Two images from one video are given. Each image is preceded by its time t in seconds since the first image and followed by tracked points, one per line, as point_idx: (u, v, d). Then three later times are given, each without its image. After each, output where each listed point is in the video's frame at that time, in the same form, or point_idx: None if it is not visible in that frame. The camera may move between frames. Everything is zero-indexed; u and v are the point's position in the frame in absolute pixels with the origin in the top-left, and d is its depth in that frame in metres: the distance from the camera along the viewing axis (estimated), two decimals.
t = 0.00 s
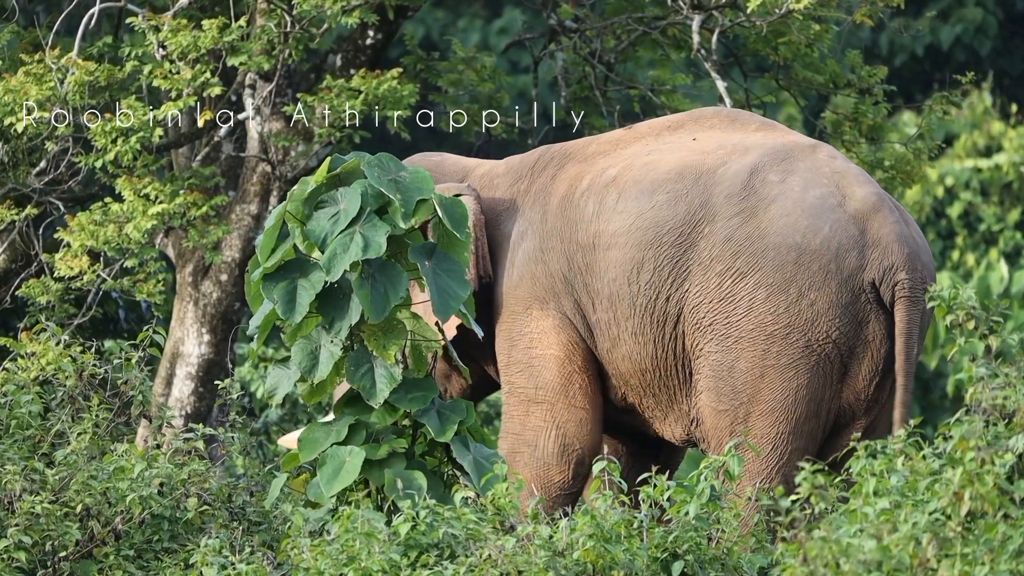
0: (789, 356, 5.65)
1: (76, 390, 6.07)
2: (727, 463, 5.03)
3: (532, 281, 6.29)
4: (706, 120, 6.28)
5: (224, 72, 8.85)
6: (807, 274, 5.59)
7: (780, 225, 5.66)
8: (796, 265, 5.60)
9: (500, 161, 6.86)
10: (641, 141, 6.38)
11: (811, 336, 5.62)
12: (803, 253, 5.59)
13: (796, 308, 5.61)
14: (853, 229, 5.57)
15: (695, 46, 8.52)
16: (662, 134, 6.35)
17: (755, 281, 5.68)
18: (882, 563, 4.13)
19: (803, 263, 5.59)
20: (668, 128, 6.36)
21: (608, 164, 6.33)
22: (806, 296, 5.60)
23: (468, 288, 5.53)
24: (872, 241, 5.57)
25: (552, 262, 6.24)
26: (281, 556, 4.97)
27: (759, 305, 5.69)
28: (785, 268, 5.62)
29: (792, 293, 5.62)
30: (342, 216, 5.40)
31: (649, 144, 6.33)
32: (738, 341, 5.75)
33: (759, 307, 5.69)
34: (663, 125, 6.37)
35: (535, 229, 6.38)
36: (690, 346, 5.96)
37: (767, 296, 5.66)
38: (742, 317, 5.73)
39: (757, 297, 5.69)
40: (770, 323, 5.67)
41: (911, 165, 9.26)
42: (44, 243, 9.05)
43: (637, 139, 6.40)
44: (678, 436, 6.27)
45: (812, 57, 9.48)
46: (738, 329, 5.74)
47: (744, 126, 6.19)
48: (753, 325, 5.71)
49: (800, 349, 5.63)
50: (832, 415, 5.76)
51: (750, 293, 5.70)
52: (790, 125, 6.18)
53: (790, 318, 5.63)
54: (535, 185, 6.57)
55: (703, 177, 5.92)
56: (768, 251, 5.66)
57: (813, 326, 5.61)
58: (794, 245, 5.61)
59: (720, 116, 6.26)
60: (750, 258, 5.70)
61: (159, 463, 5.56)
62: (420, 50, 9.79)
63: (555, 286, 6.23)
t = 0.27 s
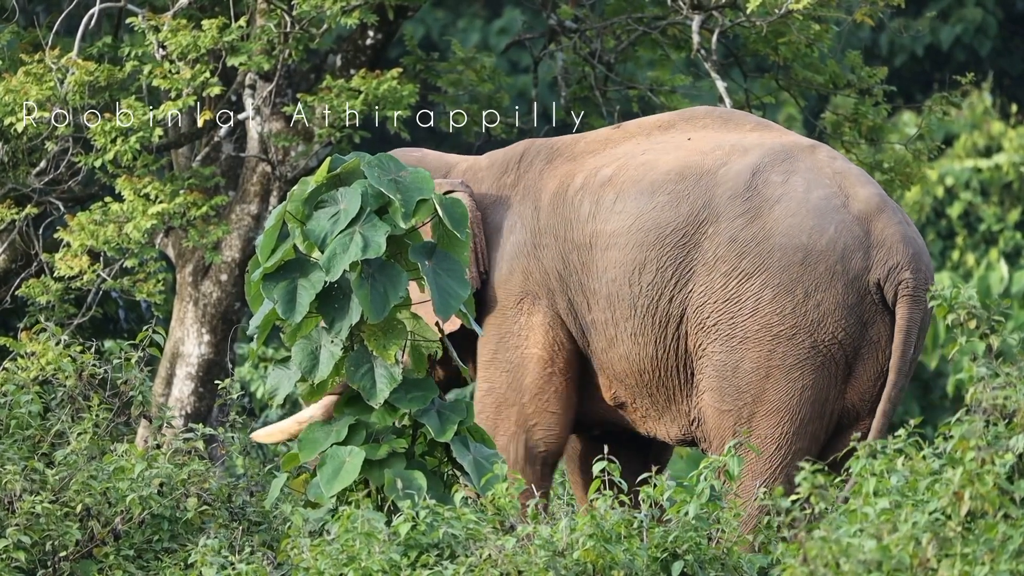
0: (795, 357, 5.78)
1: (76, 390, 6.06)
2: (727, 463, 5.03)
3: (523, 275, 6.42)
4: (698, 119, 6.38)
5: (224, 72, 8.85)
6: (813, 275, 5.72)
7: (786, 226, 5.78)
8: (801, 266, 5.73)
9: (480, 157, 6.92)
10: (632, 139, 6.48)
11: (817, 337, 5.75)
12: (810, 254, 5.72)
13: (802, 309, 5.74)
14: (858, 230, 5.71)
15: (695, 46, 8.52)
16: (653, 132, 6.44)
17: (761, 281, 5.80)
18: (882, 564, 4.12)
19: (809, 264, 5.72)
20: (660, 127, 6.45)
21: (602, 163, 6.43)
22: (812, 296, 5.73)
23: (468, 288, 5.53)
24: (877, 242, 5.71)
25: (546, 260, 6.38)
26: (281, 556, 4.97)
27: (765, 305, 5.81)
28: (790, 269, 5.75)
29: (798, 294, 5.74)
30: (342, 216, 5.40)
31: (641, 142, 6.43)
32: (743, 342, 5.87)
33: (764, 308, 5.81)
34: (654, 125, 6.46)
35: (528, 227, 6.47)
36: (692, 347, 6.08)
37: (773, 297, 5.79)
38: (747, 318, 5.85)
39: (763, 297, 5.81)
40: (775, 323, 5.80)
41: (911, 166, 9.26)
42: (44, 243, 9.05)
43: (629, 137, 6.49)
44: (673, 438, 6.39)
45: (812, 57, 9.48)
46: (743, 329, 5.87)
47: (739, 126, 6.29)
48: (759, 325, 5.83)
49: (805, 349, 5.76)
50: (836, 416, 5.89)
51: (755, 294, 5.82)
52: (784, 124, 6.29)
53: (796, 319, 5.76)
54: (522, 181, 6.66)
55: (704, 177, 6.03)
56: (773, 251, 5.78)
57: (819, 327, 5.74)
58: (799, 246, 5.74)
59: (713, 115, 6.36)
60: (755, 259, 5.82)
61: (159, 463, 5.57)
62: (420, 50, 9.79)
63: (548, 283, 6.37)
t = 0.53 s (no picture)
0: (800, 356, 5.81)
1: (76, 390, 6.05)
2: (727, 463, 5.03)
3: (508, 269, 6.37)
4: (684, 117, 6.38)
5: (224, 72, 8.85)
6: (817, 274, 5.76)
7: (789, 225, 5.81)
8: (806, 266, 5.77)
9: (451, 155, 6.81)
10: (617, 135, 6.45)
11: (822, 336, 5.79)
12: (814, 253, 5.76)
13: (807, 309, 5.78)
14: (861, 230, 5.77)
15: (695, 46, 8.52)
16: (638, 130, 6.42)
17: (765, 281, 5.83)
18: (881, 564, 4.13)
19: (813, 264, 5.76)
20: (645, 124, 6.43)
21: (589, 160, 6.38)
22: (817, 296, 5.77)
23: (467, 288, 5.54)
24: (879, 242, 5.78)
25: (535, 256, 6.34)
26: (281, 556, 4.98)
27: (769, 305, 5.84)
28: (795, 269, 5.78)
29: (803, 294, 5.78)
30: (342, 216, 5.40)
31: (628, 138, 6.40)
32: (746, 342, 5.89)
33: (769, 308, 5.84)
34: (639, 122, 6.43)
35: (512, 223, 6.40)
36: (691, 346, 6.09)
37: (777, 297, 5.82)
38: (751, 317, 5.87)
39: (767, 297, 5.83)
40: (780, 323, 5.83)
41: (911, 167, 9.27)
42: (44, 243, 9.05)
43: (615, 134, 6.45)
44: (663, 437, 6.39)
45: (812, 57, 9.48)
46: (747, 328, 5.88)
47: (728, 124, 6.30)
48: (763, 325, 5.86)
49: (809, 348, 5.80)
50: (838, 416, 5.93)
51: (760, 294, 5.84)
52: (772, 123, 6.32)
53: (801, 320, 5.79)
54: (501, 177, 6.57)
55: (701, 175, 6.03)
56: (777, 251, 5.80)
57: (824, 326, 5.78)
58: (803, 245, 5.77)
59: (699, 113, 6.37)
60: (759, 259, 5.84)
61: (159, 463, 5.55)
62: (420, 50, 9.79)
63: (535, 278, 6.34)
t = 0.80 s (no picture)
0: (800, 353, 5.94)
1: (76, 390, 6.04)
2: (728, 463, 5.03)
3: (498, 262, 6.47)
4: (673, 115, 6.51)
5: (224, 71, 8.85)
6: (818, 272, 5.90)
7: (788, 222, 5.95)
8: (806, 263, 5.91)
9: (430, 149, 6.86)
10: (604, 132, 6.57)
11: (822, 334, 5.93)
12: (814, 250, 5.90)
13: (808, 307, 5.92)
14: (859, 228, 5.91)
15: (695, 45, 8.51)
16: (624, 127, 6.54)
17: (766, 278, 5.96)
18: (881, 563, 4.12)
19: (813, 262, 5.91)
20: (632, 122, 6.55)
21: (579, 155, 6.49)
22: (817, 293, 5.91)
23: (467, 288, 5.52)
24: (878, 240, 5.93)
25: (524, 249, 6.46)
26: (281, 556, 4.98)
27: (770, 303, 5.97)
28: (796, 266, 5.92)
29: (803, 291, 5.92)
30: (342, 216, 5.40)
31: (617, 135, 6.52)
32: (746, 339, 6.02)
33: (769, 305, 5.97)
34: (626, 119, 6.56)
35: (502, 217, 6.51)
36: (688, 342, 6.22)
37: (778, 294, 5.95)
38: (751, 314, 6.00)
39: (768, 294, 5.96)
40: (780, 320, 5.96)
41: (911, 167, 9.27)
42: (44, 243, 9.05)
43: (600, 131, 6.58)
44: (651, 434, 6.51)
45: (812, 57, 9.47)
46: (748, 325, 6.02)
47: (717, 121, 6.43)
48: (763, 322, 5.99)
49: (809, 346, 5.94)
50: (836, 414, 6.07)
51: (760, 291, 5.97)
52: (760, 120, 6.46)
53: (801, 317, 5.93)
54: (485, 170, 6.65)
55: (697, 171, 6.16)
56: (777, 249, 5.94)
57: (825, 324, 5.92)
58: (804, 243, 5.91)
59: (688, 111, 6.50)
60: (759, 256, 5.97)
61: (159, 463, 5.55)
62: (420, 50, 9.78)
63: (524, 273, 6.45)
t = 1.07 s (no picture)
0: (803, 353, 5.99)
1: (76, 390, 6.03)
2: (728, 463, 5.04)
3: (485, 261, 6.46)
4: (656, 115, 6.54)
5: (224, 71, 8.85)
6: (820, 271, 5.95)
7: (790, 222, 5.99)
8: (808, 262, 5.96)
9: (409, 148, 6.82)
10: (588, 130, 6.58)
11: (825, 334, 5.98)
12: (816, 250, 5.95)
13: (810, 306, 5.97)
14: (859, 227, 5.99)
15: (695, 45, 8.51)
16: (607, 126, 6.56)
17: (768, 277, 6.00)
18: (882, 563, 4.12)
19: (815, 261, 5.96)
20: (617, 121, 6.58)
21: (567, 154, 6.50)
22: (819, 292, 5.96)
23: (468, 288, 5.52)
24: (877, 240, 6.01)
25: (513, 246, 6.45)
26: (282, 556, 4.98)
27: (772, 302, 6.00)
28: (798, 265, 5.96)
29: (805, 290, 5.97)
30: (342, 216, 5.40)
31: (604, 134, 6.54)
32: (748, 338, 6.06)
33: (771, 304, 6.01)
34: (610, 119, 6.58)
35: (489, 215, 6.50)
36: (685, 342, 6.24)
37: (781, 293, 5.99)
38: (752, 314, 6.04)
39: (770, 293, 6.00)
40: (782, 319, 6.00)
41: (911, 167, 9.27)
42: (44, 243, 9.05)
43: (585, 130, 6.59)
44: (642, 434, 6.52)
45: (812, 57, 9.47)
46: (750, 325, 6.05)
47: (705, 120, 6.47)
48: (765, 322, 6.03)
49: (811, 346, 5.98)
50: (837, 414, 6.13)
51: (762, 290, 6.01)
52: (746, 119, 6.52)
53: (804, 317, 5.98)
54: (468, 168, 6.63)
55: (693, 169, 6.19)
56: (779, 248, 5.98)
57: (827, 323, 5.97)
58: (805, 242, 5.96)
59: (673, 110, 6.54)
60: (761, 255, 6.01)
61: (160, 463, 5.56)
62: (420, 50, 9.79)
63: (515, 271, 6.45)
